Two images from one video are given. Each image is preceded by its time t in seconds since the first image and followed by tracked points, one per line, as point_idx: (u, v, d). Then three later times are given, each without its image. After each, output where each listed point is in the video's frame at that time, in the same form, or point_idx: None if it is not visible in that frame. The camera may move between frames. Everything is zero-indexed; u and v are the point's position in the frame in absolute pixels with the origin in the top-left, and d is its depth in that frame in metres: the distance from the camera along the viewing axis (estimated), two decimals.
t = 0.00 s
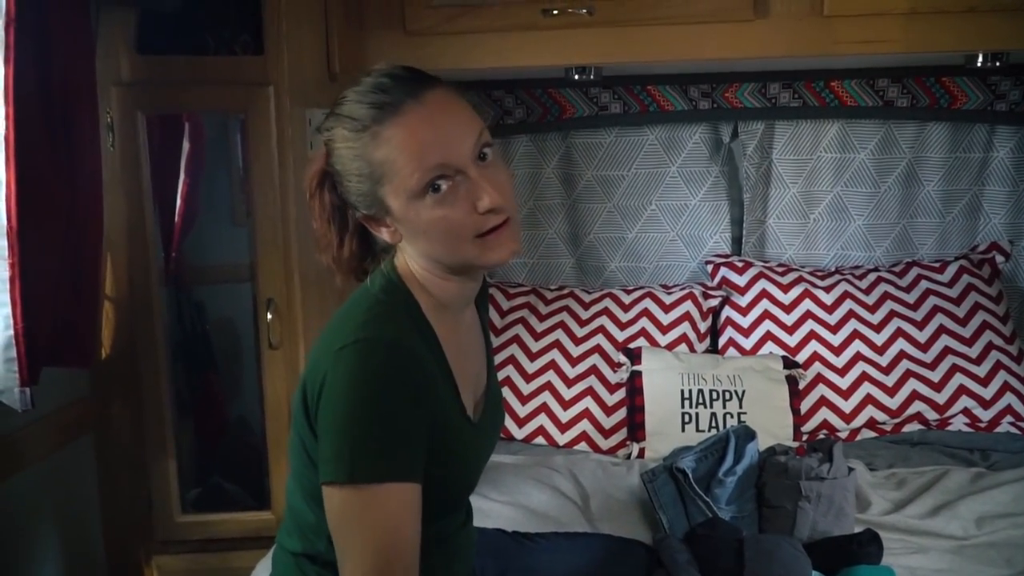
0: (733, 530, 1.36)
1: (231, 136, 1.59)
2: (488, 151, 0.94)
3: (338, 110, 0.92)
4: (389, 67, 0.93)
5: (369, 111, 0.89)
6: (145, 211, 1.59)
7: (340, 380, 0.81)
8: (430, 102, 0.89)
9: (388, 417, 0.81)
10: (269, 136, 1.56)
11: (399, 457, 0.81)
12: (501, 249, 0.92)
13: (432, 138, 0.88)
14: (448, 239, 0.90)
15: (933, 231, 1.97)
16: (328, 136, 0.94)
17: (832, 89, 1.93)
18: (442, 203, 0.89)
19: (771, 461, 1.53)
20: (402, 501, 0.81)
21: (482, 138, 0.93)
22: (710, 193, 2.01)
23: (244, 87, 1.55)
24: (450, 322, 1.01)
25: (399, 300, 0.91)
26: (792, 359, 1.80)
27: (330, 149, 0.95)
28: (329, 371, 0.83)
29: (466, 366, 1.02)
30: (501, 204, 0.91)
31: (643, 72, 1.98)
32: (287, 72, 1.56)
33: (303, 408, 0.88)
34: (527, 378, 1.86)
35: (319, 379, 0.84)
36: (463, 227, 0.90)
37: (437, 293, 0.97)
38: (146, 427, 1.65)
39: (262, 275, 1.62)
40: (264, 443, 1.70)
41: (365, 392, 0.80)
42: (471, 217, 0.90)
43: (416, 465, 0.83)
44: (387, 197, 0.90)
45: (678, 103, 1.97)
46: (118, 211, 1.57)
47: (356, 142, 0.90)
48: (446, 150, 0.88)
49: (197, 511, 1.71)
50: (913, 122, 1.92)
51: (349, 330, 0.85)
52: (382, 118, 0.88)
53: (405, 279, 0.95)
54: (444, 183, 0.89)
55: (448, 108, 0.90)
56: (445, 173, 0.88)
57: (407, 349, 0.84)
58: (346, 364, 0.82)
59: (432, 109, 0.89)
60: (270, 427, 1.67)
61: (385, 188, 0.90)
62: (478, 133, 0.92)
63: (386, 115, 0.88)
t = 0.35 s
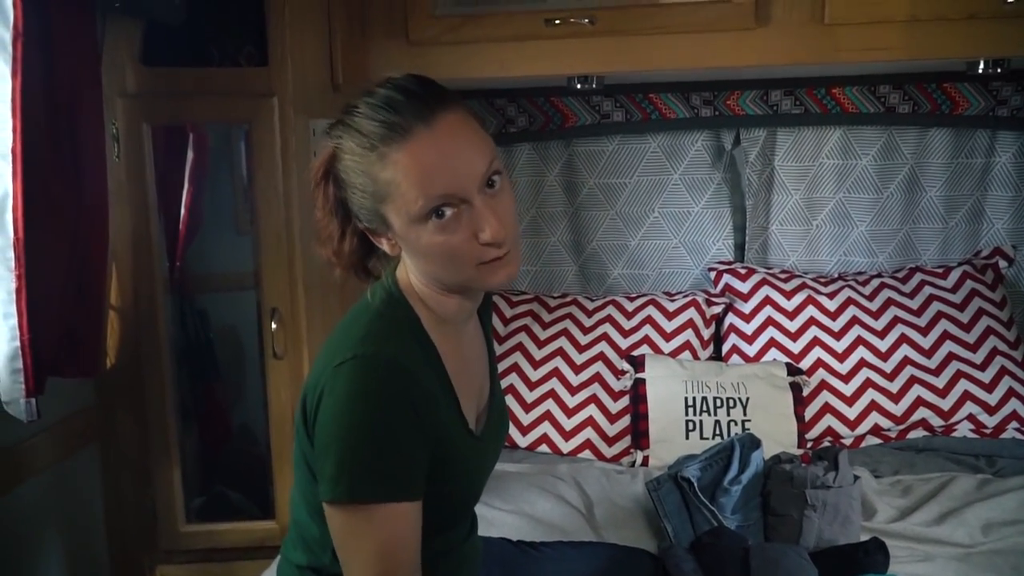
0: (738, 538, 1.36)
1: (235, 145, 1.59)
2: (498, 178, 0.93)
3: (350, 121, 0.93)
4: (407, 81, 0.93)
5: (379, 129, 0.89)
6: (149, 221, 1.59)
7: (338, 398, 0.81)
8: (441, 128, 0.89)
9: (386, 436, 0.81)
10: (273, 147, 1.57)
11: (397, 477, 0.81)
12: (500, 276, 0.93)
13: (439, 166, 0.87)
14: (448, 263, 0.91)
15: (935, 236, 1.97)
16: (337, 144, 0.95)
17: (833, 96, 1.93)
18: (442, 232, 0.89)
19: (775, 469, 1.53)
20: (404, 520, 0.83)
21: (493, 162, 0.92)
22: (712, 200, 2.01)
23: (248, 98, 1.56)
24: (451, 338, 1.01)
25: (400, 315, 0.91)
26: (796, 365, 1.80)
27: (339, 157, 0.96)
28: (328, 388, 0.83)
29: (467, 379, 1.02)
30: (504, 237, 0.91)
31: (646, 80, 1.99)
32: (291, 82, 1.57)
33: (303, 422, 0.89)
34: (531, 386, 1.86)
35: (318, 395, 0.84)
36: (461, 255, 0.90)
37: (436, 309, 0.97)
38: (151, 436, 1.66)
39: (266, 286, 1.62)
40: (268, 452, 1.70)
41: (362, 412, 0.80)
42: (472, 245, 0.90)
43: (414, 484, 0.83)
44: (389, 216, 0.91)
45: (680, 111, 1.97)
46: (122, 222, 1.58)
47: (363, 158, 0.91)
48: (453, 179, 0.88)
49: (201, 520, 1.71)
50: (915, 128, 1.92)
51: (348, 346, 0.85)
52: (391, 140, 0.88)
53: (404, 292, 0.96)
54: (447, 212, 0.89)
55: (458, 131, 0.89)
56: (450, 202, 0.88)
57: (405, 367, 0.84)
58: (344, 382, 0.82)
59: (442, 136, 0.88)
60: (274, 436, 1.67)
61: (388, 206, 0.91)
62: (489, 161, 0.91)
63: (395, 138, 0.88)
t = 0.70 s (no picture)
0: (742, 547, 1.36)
1: (238, 153, 1.60)
2: (501, 186, 0.93)
3: (354, 129, 0.93)
4: (411, 90, 0.93)
5: (383, 137, 0.90)
6: (153, 230, 1.60)
7: (347, 408, 0.81)
8: (442, 135, 0.89)
9: (395, 445, 0.81)
10: (278, 158, 1.57)
11: (405, 485, 0.82)
12: (503, 282, 0.93)
13: (441, 172, 0.87)
14: (451, 271, 0.91)
15: (938, 245, 1.97)
16: (342, 153, 0.96)
17: (836, 104, 1.94)
18: (444, 238, 0.89)
19: (778, 478, 1.53)
20: (412, 530, 0.84)
21: (495, 169, 0.92)
22: (715, 209, 2.01)
23: (252, 108, 1.57)
24: (459, 346, 1.01)
25: (410, 321, 0.91)
26: (798, 374, 1.80)
27: (344, 166, 0.96)
28: (337, 396, 0.83)
29: (476, 387, 1.03)
30: (507, 242, 0.91)
31: (648, 89, 1.99)
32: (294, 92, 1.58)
33: (310, 431, 0.88)
34: (533, 395, 1.86)
35: (326, 404, 0.84)
36: (464, 262, 0.90)
37: (445, 317, 0.98)
38: (154, 444, 1.66)
39: (268, 295, 1.63)
40: (271, 461, 1.70)
41: (372, 420, 0.80)
42: (475, 250, 0.90)
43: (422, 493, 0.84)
44: (392, 223, 0.92)
45: (683, 120, 1.98)
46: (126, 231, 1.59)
47: (367, 165, 0.92)
48: (455, 185, 0.88)
49: (204, 529, 1.72)
50: (918, 136, 1.92)
51: (357, 357, 0.85)
52: (393, 147, 0.89)
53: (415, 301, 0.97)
54: (449, 218, 0.88)
55: (461, 139, 0.90)
56: (450, 207, 0.88)
57: (414, 376, 0.84)
58: (353, 393, 0.82)
59: (443, 142, 0.88)
60: (277, 445, 1.67)
61: (391, 213, 0.91)
62: (490, 167, 0.91)
63: (397, 144, 0.89)
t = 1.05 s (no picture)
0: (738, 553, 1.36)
1: (236, 160, 1.61)
2: (505, 186, 0.93)
3: (365, 127, 0.94)
4: (423, 93, 0.94)
5: (393, 134, 0.91)
6: (150, 235, 1.60)
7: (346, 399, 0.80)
8: (449, 134, 0.90)
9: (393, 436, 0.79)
10: (273, 162, 1.60)
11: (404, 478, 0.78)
12: (506, 282, 0.92)
13: (445, 171, 0.88)
14: (454, 268, 0.90)
15: (935, 253, 1.97)
16: (352, 152, 0.96)
17: (833, 113, 1.94)
18: (450, 235, 0.89)
19: (775, 486, 1.53)
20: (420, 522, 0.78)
21: (501, 169, 0.92)
22: (713, 216, 2.01)
23: (255, 114, 1.60)
24: (462, 349, 1.02)
25: (409, 321, 0.92)
26: (796, 381, 1.80)
27: (353, 166, 0.97)
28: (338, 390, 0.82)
29: (477, 390, 1.03)
30: (509, 242, 0.90)
31: (647, 95, 2.00)
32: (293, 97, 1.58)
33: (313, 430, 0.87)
34: (530, 401, 1.86)
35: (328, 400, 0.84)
36: (466, 261, 0.89)
37: (448, 319, 0.98)
38: (150, 449, 1.66)
39: (266, 300, 1.64)
40: (267, 467, 1.70)
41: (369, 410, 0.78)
42: (476, 249, 0.89)
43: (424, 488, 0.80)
44: (397, 220, 0.92)
45: (681, 127, 1.98)
46: (123, 237, 1.59)
47: (376, 162, 0.92)
48: (460, 183, 0.88)
49: (200, 535, 1.71)
50: (915, 144, 1.93)
51: (359, 353, 0.85)
52: (403, 143, 0.90)
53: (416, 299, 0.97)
54: (455, 215, 0.89)
55: (469, 139, 0.90)
56: (456, 204, 0.88)
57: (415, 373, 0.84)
58: (353, 385, 0.80)
59: (449, 142, 0.89)
60: (274, 450, 1.67)
61: (397, 210, 0.91)
62: (495, 167, 0.91)
63: (404, 142, 0.90)
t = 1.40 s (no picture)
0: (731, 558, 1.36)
1: (229, 162, 1.59)
2: (498, 190, 0.93)
3: (362, 129, 0.94)
4: (420, 96, 0.95)
5: (390, 136, 0.91)
6: (143, 239, 1.60)
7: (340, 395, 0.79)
8: (445, 136, 0.90)
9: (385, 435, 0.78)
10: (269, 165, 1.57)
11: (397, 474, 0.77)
12: (497, 287, 0.92)
13: (441, 173, 0.88)
14: (446, 270, 0.90)
15: (928, 258, 1.98)
16: (348, 154, 0.96)
17: (827, 118, 1.95)
18: (443, 237, 0.89)
19: (769, 491, 1.53)
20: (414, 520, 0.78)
21: (495, 172, 0.92)
22: (706, 221, 2.01)
23: (248, 117, 1.57)
24: (457, 349, 1.02)
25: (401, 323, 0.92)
26: (789, 386, 1.80)
27: (350, 169, 0.97)
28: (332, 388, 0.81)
29: (474, 390, 1.02)
30: (503, 246, 0.90)
31: (641, 101, 2.00)
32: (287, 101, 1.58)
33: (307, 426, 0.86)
34: (524, 406, 1.85)
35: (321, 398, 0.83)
36: (460, 263, 0.89)
37: (443, 321, 0.99)
38: (142, 454, 1.65)
39: (259, 302, 1.63)
40: (261, 471, 1.69)
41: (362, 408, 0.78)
42: (470, 252, 0.89)
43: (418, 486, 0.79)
44: (391, 221, 0.92)
45: (675, 132, 1.99)
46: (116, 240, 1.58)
47: (372, 164, 0.92)
48: (456, 185, 0.88)
49: (193, 540, 1.71)
50: (909, 150, 1.93)
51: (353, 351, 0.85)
52: (399, 145, 0.90)
53: (409, 298, 0.99)
54: (448, 216, 0.89)
55: (464, 142, 0.91)
56: (450, 205, 0.88)
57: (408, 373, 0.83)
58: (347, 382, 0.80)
59: (445, 144, 0.89)
60: (266, 455, 1.67)
61: (391, 211, 0.91)
62: (489, 171, 0.91)
63: (402, 144, 0.90)
